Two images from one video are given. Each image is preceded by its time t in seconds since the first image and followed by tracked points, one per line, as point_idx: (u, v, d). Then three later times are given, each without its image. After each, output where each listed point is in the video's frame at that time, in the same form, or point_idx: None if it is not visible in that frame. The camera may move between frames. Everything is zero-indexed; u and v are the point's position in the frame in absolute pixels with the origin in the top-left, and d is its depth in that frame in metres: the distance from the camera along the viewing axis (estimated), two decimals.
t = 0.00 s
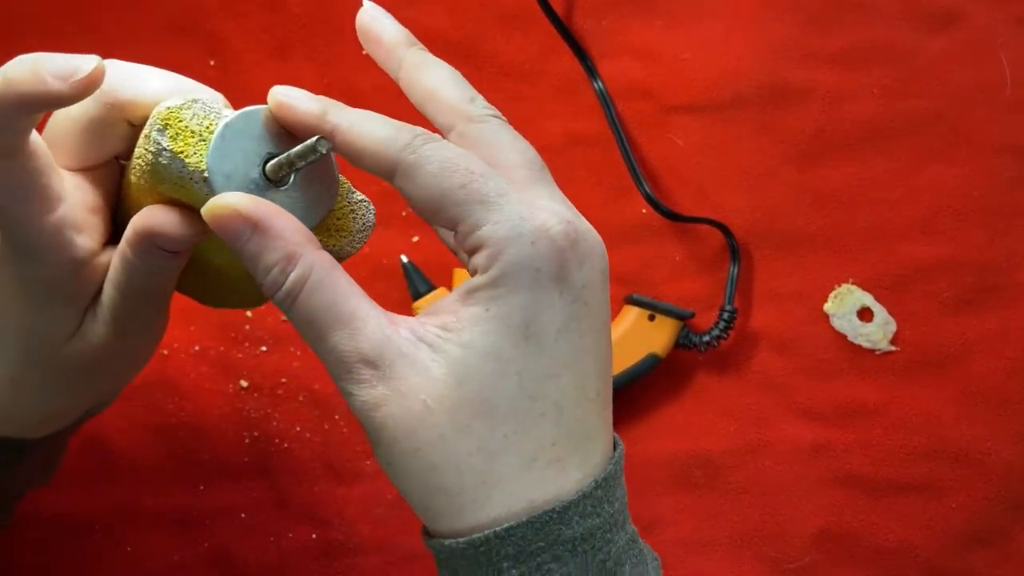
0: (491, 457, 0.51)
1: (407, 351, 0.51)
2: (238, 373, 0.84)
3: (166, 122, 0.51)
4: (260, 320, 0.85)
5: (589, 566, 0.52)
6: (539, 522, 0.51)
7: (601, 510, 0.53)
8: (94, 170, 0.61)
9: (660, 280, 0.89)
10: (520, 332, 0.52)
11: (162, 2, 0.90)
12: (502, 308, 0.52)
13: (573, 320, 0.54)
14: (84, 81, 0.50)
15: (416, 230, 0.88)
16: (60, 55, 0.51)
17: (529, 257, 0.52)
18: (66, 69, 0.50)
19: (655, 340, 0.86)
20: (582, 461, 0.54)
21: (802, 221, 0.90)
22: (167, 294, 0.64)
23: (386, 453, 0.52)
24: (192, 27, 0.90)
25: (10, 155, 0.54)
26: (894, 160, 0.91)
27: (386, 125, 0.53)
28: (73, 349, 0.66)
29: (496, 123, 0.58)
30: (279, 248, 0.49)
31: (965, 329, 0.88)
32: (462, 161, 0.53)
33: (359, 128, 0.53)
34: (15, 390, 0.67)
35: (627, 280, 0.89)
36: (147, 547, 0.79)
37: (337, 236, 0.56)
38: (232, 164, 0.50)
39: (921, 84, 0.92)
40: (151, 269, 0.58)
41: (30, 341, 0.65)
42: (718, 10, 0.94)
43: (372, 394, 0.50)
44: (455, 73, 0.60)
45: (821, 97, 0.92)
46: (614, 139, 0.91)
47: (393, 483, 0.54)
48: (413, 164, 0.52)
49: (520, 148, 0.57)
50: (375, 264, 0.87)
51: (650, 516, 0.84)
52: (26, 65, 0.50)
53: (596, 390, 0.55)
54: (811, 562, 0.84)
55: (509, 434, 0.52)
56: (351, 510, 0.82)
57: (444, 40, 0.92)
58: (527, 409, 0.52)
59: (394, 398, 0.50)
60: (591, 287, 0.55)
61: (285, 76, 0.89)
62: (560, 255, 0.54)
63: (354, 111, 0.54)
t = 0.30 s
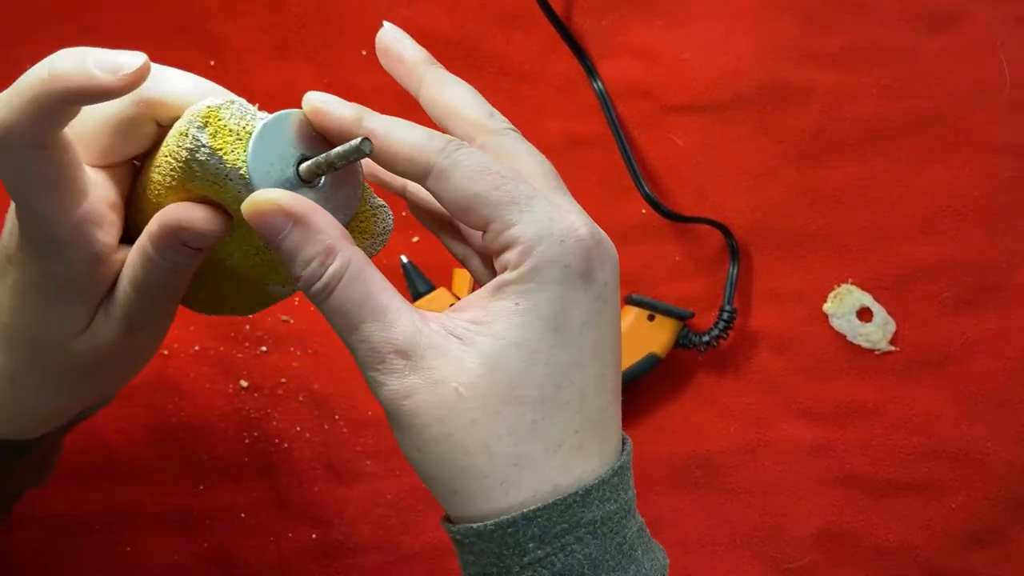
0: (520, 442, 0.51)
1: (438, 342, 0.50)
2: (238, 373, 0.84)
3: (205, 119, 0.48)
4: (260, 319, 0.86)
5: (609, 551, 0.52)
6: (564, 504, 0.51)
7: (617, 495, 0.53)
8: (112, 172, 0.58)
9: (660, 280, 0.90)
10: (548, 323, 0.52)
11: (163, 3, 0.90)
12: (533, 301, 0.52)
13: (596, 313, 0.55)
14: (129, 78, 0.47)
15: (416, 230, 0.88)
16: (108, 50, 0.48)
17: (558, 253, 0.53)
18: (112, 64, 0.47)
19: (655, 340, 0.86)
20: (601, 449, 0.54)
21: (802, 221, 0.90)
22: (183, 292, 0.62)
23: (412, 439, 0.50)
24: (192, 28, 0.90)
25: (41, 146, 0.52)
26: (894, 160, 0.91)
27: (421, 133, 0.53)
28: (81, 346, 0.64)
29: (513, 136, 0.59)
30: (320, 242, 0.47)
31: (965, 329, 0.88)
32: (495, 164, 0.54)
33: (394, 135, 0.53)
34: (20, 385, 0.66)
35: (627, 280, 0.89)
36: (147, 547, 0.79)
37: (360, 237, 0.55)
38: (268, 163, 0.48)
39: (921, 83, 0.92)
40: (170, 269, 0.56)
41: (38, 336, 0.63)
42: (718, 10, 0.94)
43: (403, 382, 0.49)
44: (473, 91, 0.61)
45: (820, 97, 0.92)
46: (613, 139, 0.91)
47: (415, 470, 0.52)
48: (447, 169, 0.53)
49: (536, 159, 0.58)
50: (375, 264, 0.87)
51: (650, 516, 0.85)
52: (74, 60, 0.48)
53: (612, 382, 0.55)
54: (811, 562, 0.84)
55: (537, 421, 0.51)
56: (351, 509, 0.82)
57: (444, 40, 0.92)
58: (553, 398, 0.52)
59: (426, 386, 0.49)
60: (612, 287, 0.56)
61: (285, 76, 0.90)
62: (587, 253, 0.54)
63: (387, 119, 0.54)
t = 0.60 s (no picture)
0: (521, 467, 0.50)
1: (437, 364, 0.50)
2: (238, 373, 0.84)
3: (194, 137, 0.49)
4: (260, 319, 0.86)
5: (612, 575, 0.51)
6: (567, 529, 0.51)
7: (620, 519, 0.53)
8: (104, 185, 0.58)
9: (660, 280, 0.90)
10: (549, 345, 0.52)
11: (163, 2, 0.90)
12: (532, 323, 0.52)
13: (598, 333, 0.54)
14: (111, 94, 0.48)
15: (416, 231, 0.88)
16: (89, 67, 0.49)
17: (558, 273, 0.53)
18: (94, 80, 0.48)
19: (655, 340, 0.86)
20: (604, 471, 0.53)
21: (802, 221, 0.90)
22: (178, 308, 0.61)
23: (413, 464, 0.51)
24: (192, 28, 0.90)
25: (26, 165, 0.52)
26: (894, 160, 0.91)
27: (415, 147, 0.53)
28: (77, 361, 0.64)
29: (513, 149, 0.58)
30: (316, 262, 0.47)
31: (965, 330, 0.88)
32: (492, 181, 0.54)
33: (387, 149, 0.53)
34: (17, 399, 0.66)
35: (627, 280, 0.89)
36: (147, 547, 0.79)
37: (358, 252, 0.54)
38: (261, 181, 0.48)
39: (921, 83, 0.92)
40: (165, 284, 0.56)
41: (33, 351, 0.63)
42: (718, 10, 0.94)
43: (403, 406, 0.49)
44: (470, 101, 0.59)
45: (820, 97, 0.92)
46: (613, 139, 0.91)
47: (416, 494, 0.52)
48: (444, 186, 0.53)
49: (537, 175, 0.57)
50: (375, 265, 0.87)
51: (650, 516, 0.84)
52: (54, 75, 0.49)
53: (615, 403, 0.55)
54: (811, 562, 0.84)
55: (539, 444, 0.51)
56: (352, 509, 0.82)
57: (444, 40, 0.92)
58: (555, 420, 0.52)
59: (424, 409, 0.49)
60: (614, 304, 0.56)
61: (285, 76, 0.90)
62: (588, 273, 0.54)
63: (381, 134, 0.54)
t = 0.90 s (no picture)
0: (495, 519, 0.49)
1: (400, 411, 0.47)
2: (238, 373, 0.84)
3: (114, 165, 0.45)
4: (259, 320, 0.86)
5: None
6: None
7: (603, 566, 0.52)
8: (23, 207, 0.53)
9: (660, 280, 0.89)
10: (522, 387, 0.50)
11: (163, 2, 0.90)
12: (502, 363, 0.50)
13: (573, 368, 0.52)
14: None
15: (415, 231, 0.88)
16: None
17: (529, 307, 0.51)
18: None
19: (655, 340, 0.86)
20: (584, 517, 0.52)
21: (803, 220, 0.90)
22: (110, 336, 0.59)
23: (378, 518, 0.48)
24: (192, 28, 0.90)
25: None
26: (895, 160, 0.91)
27: (365, 168, 0.50)
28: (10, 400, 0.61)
29: (477, 163, 0.58)
30: (260, 302, 0.43)
31: (965, 329, 0.88)
32: (452, 205, 0.50)
33: (334, 169, 0.49)
34: None
35: (627, 281, 0.89)
36: (148, 546, 0.79)
37: (308, 277, 0.51)
38: (192, 212, 0.43)
39: (921, 83, 0.92)
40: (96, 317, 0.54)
41: None
42: (718, 9, 0.94)
43: (364, 459, 0.46)
44: (424, 108, 0.59)
45: (821, 97, 0.92)
46: (614, 139, 0.91)
47: (381, 546, 0.50)
48: (400, 211, 0.49)
49: (506, 193, 0.57)
50: (375, 265, 0.87)
51: (650, 516, 0.84)
52: None
53: (593, 442, 0.53)
54: (810, 562, 0.84)
55: (513, 494, 0.49)
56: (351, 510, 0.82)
57: (444, 40, 0.92)
58: (531, 468, 0.50)
59: (388, 463, 0.47)
60: (587, 333, 0.54)
61: (285, 76, 0.89)
62: (561, 305, 0.52)
63: (324, 152, 0.50)
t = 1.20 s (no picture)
0: (479, 529, 0.49)
1: (379, 419, 0.47)
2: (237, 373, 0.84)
3: (75, 168, 0.45)
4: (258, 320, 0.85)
5: None
6: None
7: None
8: None
9: (660, 280, 0.89)
10: (504, 392, 0.50)
11: (162, 2, 0.90)
12: (483, 368, 0.50)
13: (557, 373, 0.52)
14: None
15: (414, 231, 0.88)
16: None
17: (511, 311, 0.51)
18: None
19: (655, 340, 0.86)
20: (571, 526, 0.52)
21: (803, 220, 0.90)
22: (77, 344, 0.60)
23: (358, 532, 0.48)
24: (191, 28, 0.90)
25: None
26: (895, 159, 0.91)
27: (339, 170, 0.49)
28: None
29: (455, 164, 0.58)
30: (232, 307, 0.43)
31: (965, 330, 0.88)
32: (428, 209, 0.50)
33: (307, 171, 0.49)
34: None
35: (626, 281, 0.89)
36: (148, 547, 0.80)
37: (281, 278, 0.52)
38: (158, 216, 0.44)
39: (921, 83, 0.92)
40: (55, 321, 0.55)
41: None
42: (719, 9, 0.94)
43: (342, 469, 0.46)
44: (401, 111, 0.59)
45: (821, 97, 0.92)
46: (613, 139, 0.91)
47: (362, 561, 0.50)
48: (375, 214, 0.49)
49: (486, 194, 0.57)
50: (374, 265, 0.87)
51: (650, 516, 0.84)
52: None
53: (579, 450, 0.53)
54: (810, 562, 0.84)
55: (497, 503, 0.49)
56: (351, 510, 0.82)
57: (444, 40, 0.92)
58: (514, 476, 0.50)
59: (367, 473, 0.46)
60: (571, 338, 0.54)
61: (285, 76, 0.89)
62: (543, 307, 0.52)
63: (297, 152, 0.50)
